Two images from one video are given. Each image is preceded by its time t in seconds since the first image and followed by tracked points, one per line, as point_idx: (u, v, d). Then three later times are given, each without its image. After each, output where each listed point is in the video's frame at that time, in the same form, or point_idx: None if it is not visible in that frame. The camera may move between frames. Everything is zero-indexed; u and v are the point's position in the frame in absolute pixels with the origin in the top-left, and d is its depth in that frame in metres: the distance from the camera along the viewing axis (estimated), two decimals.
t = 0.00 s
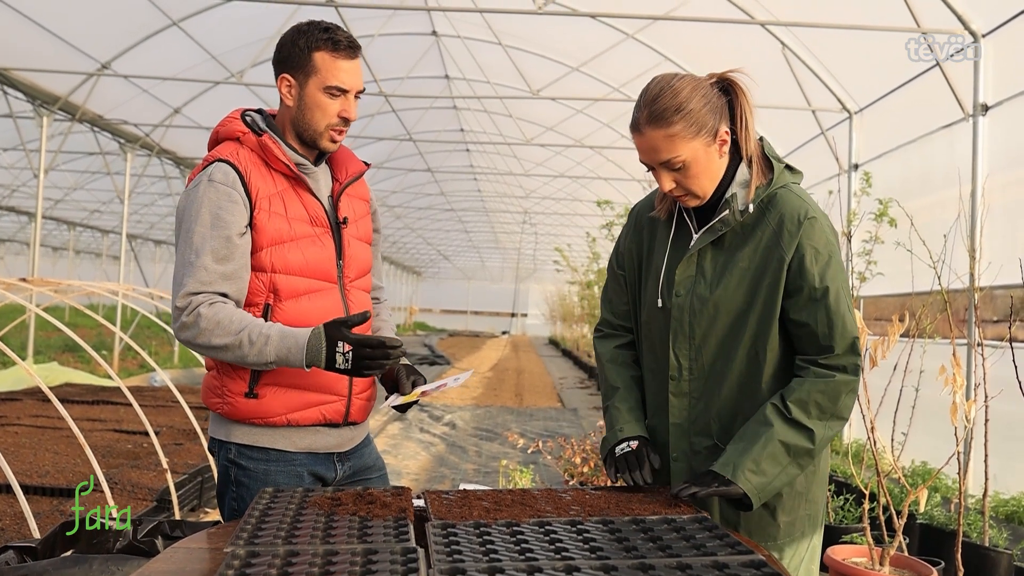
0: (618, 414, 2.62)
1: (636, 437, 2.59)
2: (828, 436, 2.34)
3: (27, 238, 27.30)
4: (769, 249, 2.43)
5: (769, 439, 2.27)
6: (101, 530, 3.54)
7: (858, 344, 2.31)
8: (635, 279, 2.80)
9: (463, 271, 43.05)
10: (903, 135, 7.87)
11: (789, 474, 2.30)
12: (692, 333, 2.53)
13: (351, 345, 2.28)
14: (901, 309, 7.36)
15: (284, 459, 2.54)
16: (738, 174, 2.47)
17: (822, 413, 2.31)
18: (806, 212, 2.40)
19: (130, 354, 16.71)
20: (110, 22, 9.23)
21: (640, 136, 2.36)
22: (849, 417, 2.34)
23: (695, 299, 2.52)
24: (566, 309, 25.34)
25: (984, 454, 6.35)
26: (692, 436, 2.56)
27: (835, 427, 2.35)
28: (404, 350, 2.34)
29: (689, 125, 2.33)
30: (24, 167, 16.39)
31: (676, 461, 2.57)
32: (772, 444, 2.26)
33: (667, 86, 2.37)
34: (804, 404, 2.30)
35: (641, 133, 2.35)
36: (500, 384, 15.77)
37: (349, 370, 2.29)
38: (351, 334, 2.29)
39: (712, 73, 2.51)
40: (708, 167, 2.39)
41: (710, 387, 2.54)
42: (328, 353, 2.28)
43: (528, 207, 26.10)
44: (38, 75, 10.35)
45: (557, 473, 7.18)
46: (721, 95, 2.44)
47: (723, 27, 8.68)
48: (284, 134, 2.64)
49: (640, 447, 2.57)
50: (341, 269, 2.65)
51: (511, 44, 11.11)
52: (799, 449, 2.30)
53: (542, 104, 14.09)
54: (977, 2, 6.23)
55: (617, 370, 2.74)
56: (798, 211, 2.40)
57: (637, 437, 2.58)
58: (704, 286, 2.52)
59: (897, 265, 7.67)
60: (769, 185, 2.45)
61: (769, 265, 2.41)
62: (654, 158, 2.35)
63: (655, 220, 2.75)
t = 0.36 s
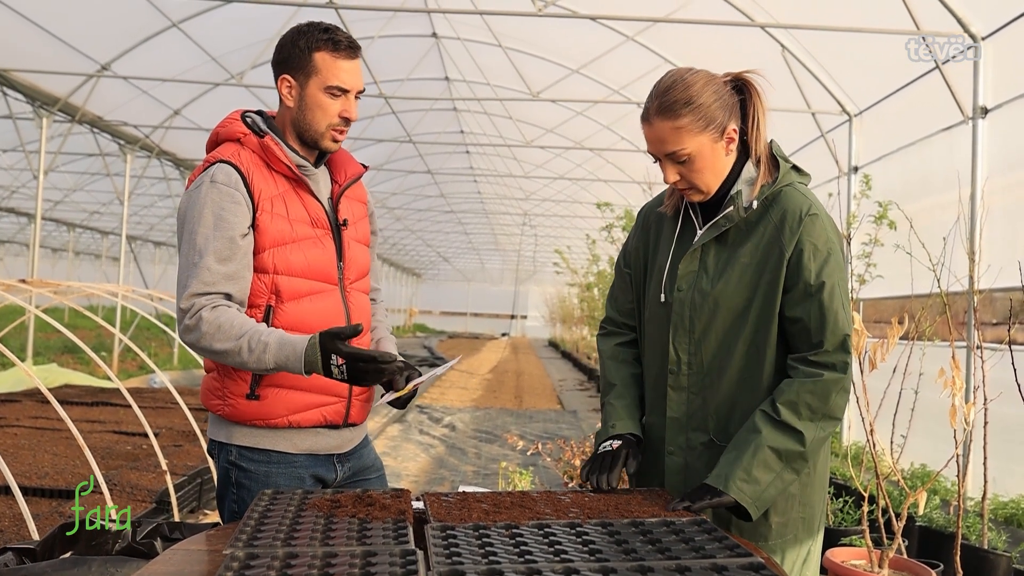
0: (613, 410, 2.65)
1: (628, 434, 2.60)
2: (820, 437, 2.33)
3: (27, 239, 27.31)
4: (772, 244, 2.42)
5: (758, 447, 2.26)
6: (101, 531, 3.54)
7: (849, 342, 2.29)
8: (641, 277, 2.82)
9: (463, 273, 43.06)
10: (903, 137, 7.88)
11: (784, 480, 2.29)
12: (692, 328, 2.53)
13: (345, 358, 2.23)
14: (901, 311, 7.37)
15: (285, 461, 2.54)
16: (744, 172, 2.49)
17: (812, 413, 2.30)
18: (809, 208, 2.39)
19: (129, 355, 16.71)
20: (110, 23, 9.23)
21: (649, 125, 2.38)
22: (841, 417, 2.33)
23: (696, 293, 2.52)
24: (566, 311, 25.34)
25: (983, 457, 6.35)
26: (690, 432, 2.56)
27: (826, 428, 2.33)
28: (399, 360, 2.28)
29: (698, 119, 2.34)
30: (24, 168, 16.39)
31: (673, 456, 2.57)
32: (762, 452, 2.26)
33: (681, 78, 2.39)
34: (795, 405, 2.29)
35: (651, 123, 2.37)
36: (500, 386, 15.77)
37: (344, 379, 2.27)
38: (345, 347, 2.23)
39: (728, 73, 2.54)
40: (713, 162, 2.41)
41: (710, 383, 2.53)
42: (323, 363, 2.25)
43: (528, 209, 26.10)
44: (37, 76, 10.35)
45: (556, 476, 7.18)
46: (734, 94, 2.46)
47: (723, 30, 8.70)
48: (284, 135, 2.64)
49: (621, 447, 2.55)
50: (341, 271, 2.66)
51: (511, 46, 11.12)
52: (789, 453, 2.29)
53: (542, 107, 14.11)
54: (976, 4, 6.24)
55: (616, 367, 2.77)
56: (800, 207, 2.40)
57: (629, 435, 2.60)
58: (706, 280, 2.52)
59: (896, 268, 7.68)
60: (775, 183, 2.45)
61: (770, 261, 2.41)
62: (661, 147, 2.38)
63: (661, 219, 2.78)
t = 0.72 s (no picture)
0: (618, 419, 2.61)
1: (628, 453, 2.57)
2: (812, 425, 2.33)
3: (27, 240, 27.31)
4: (768, 240, 2.43)
5: (750, 426, 2.27)
6: (100, 532, 3.54)
7: (847, 334, 2.31)
8: (640, 279, 2.82)
9: (463, 275, 43.06)
10: (903, 140, 7.89)
11: (771, 463, 2.29)
12: (691, 327, 2.53)
13: (344, 366, 2.25)
14: (900, 314, 7.37)
15: (286, 462, 2.53)
16: (738, 171, 2.48)
17: (806, 401, 2.31)
18: (804, 204, 2.41)
19: (129, 356, 16.71)
20: (110, 24, 9.24)
21: (645, 122, 2.39)
22: (833, 408, 2.34)
23: (695, 293, 2.51)
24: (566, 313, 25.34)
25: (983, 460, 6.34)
26: (691, 433, 2.56)
27: (820, 417, 2.34)
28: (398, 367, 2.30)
29: (692, 118, 2.35)
30: (24, 168, 16.39)
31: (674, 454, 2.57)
32: (753, 432, 2.26)
33: (679, 78, 2.40)
34: (790, 391, 2.30)
35: (647, 119, 2.38)
36: (500, 387, 15.78)
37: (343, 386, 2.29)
38: (344, 356, 2.25)
39: (726, 77, 2.55)
40: (706, 162, 2.41)
41: (709, 383, 2.53)
42: (321, 371, 2.26)
43: (528, 211, 26.11)
44: (37, 76, 10.35)
45: (556, 478, 7.18)
46: (730, 97, 2.47)
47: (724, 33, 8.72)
48: (284, 136, 2.64)
49: (621, 471, 2.50)
50: (342, 272, 2.66)
51: (512, 48, 11.12)
52: (779, 436, 2.29)
53: (542, 108, 14.11)
54: (976, 7, 6.24)
55: (618, 375, 2.72)
56: (796, 204, 2.41)
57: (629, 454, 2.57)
58: (705, 279, 2.51)
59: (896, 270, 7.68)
60: (770, 182, 2.46)
61: (767, 256, 2.42)
62: (655, 144, 2.38)
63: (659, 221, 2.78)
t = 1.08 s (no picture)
0: (609, 414, 2.65)
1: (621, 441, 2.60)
2: (755, 426, 2.27)
3: (27, 240, 27.31)
4: (748, 244, 2.43)
5: (690, 435, 2.22)
6: (100, 531, 3.54)
7: (795, 335, 2.27)
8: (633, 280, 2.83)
9: (463, 275, 43.07)
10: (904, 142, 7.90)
11: (715, 469, 2.24)
12: (676, 329, 2.54)
13: (338, 352, 2.24)
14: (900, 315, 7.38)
15: (286, 462, 2.54)
16: (730, 175, 2.48)
17: (750, 403, 2.26)
18: (787, 209, 2.39)
19: (129, 356, 16.71)
20: (111, 24, 9.25)
21: (642, 122, 2.39)
22: (777, 408, 2.29)
23: (681, 295, 2.53)
24: (566, 314, 25.35)
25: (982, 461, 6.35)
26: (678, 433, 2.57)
27: (763, 418, 2.29)
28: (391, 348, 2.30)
29: (688, 121, 2.35)
30: (25, 169, 16.41)
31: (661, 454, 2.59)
32: (694, 441, 2.22)
33: (678, 79, 2.39)
34: (732, 393, 2.26)
35: (643, 120, 2.38)
36: (499, 388, 15.78)
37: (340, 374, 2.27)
38: (337, 342, 2.24)
39: (725, 79, 2.54)
40: (701, 165, 2.42)
41: (696, 383, 2.55)
42: (316, 358, 2.25)
43: (529, 212, 26.12)
44: (38, 76, 10.36)
45: (556, 479, 7.18)
46: (729, 101, 2.47)
47: (724, 34, 8.73)
48: (284, 136, 2.65)
49: (618, 452, 2.54)
50: (341, 272, 2.66)
51: (512, 49, 11.14)
52: (721, 440, 2.23)
53: (542, 109, 14.13)
54: (976, 8, 6.24)
55: (610, 371, 2.75)
56: (782, 208, 2.40)
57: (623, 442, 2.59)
58: (690, 282, 2.52)
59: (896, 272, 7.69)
60: (762, 185, 2.46)
61: (746, 260, 2.42)
62: (650, 145, 2.39)
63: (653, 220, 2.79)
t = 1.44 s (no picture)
0: (597, 410, 2.66)
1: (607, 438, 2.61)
2: (746, 425, 2.27)
3: (27, 241, 27.32)
4: (737, 239, 2.42)
5: (682, 434, 2.24)
6: (100, 531, 3.53)
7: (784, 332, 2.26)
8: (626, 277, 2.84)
9: (463, 275, 43.08)
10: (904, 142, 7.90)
11: (709, 468, 2.24)
12: (668, 325, 2.54)
13: (342, 355, 2.22)
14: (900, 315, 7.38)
15: (285, 462, 2.54)
16: (721, 169, 2.48)
17: (740, 400, 2.26)
18: (777, 205, 2.38)
19: (129, 356, 16.72)
20: (111, 24, 9.25)
21: (633, 113, 2.41)
22: (769, 405, 2.29)
23: (670, 291, 2.53)
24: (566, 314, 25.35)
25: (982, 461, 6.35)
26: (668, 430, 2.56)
27: (756, 416, 2.28)
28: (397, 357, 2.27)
29: (677, 113, 2.37)
30: (25, 169, 16.41)
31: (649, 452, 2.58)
32: (686, 439, 2.23)
33: (670, 72, 2.42)
34: (722, 391, 2.26)
35: (634, 111, 2.40)
36: (499, 388, 15.78)
37: (343, 375, 2.26)
38: (344, 344, 2.22)
39: (721, 78, 2.56)
40: (689, 158, 2.43)
41: (686, 379, 2.54)
42: (321, 359, 2.23)
43: (529, 212, 26.13)
44: (38, 77, 10.36)
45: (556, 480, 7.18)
46: (722, 98, 2.49)
47: (724, 35, 8.73)
48: (284, 136, 2.65)
49: (595, 450, 2.53)
50: (341, 272, 2.66)
51: (512, 49, 11.14)
52: (712, 439, 2.24)
53: (542, 110, 14.13)
54: (976, 9, 6.24)
55: (601, 370, 2.77)
56: (769, 204, 2.39)
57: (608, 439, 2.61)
58: (679, 278, 2.53)
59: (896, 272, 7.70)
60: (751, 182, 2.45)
61: (735, 255, 2.41)
62: (639, 136, 2.40)
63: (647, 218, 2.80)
